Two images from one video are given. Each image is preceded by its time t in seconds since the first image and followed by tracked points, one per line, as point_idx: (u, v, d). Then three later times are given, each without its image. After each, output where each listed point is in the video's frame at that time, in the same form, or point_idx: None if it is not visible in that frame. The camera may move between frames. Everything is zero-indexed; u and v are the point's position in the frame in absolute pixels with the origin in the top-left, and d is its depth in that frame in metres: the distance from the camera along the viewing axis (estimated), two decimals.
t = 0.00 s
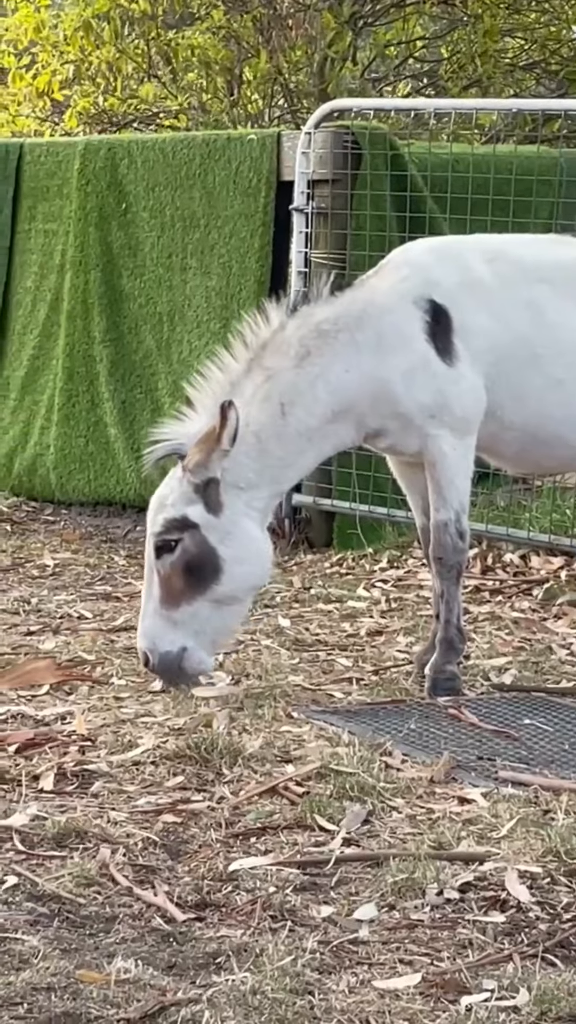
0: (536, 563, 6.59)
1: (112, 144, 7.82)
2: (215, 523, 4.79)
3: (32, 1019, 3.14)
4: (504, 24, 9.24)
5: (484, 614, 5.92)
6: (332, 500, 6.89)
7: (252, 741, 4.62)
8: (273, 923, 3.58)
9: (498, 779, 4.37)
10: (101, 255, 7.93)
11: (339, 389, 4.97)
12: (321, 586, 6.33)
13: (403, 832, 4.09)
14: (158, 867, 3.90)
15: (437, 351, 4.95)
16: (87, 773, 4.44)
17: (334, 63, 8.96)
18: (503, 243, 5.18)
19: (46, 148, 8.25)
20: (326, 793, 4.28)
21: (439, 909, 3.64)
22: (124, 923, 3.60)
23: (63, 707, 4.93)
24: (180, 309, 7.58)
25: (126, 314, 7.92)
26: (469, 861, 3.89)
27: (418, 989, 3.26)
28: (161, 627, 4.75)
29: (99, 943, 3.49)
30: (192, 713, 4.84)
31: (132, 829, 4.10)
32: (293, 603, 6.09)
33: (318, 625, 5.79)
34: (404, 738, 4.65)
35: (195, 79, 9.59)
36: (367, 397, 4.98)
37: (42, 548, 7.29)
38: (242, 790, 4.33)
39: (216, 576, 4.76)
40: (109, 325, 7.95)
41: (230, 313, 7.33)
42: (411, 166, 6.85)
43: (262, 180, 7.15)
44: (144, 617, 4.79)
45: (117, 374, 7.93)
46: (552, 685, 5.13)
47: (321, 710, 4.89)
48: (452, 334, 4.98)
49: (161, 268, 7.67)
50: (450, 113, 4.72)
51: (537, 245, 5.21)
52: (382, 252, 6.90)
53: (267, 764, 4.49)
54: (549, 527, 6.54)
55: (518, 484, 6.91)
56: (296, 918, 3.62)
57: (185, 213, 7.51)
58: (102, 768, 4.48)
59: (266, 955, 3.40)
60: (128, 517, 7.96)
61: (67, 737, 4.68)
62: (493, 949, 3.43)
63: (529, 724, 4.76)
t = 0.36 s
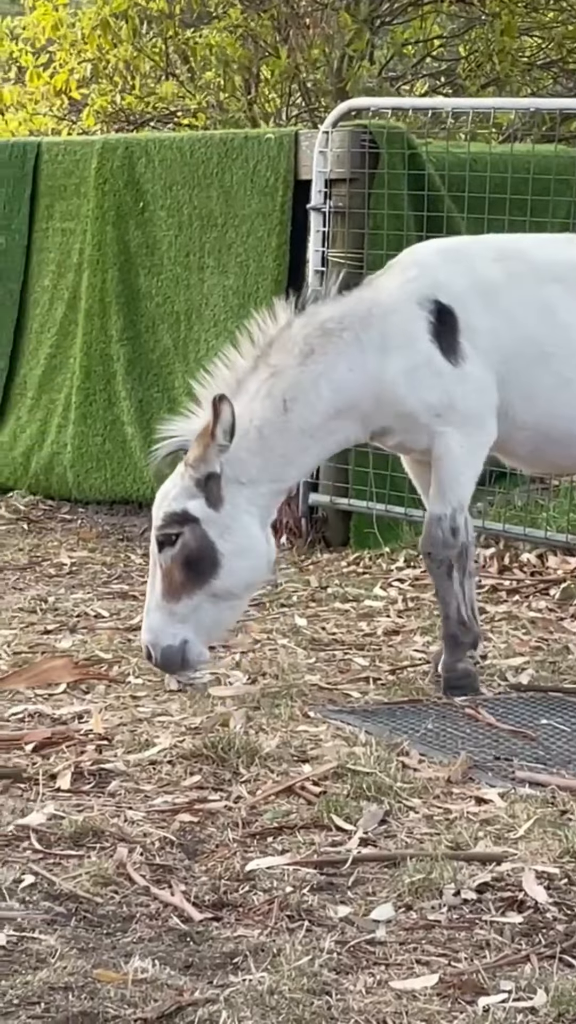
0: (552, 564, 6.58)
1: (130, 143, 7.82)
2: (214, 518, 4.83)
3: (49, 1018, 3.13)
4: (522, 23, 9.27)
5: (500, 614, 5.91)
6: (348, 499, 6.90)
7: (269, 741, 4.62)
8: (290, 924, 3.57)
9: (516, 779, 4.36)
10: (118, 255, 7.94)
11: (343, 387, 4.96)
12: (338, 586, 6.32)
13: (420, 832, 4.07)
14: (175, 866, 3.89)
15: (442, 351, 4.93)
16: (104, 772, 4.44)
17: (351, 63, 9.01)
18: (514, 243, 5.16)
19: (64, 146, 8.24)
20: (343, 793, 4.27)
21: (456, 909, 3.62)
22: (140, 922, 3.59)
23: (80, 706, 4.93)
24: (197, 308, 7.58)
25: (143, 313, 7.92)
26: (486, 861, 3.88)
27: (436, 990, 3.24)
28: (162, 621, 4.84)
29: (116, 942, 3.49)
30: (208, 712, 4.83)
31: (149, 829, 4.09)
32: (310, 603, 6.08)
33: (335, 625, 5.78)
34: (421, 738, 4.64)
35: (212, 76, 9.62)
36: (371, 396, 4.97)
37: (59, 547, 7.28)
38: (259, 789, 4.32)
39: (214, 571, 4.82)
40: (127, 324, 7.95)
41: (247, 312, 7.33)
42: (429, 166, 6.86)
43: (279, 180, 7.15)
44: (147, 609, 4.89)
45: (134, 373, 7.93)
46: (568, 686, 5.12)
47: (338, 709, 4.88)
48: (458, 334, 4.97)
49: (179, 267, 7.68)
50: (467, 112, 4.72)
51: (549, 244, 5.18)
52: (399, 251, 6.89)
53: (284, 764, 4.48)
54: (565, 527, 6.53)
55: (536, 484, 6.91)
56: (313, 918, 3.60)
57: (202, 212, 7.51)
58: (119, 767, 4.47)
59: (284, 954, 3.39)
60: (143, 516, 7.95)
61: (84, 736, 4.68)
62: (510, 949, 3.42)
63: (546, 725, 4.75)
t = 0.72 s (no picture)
0: (572, 562, 6.58)
1: (150, 141, 7.82)
2: (216, 511, 4.97)
3: (70, 1014, 3.13)
4: (543, 21, 9.28)
5: (521, 612, 5.91)
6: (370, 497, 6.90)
7: (289, 739, 4.62)
8: (311, 921, 3.57)
9: (537, 777, 4.35)
10: (139, 252, 7.94)
11: (342, 391, 5.09)
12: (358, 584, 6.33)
13: (440, 831, 4.07)
14: (195, 864, 3.89)
15: (438, 360, 5.00)
16: (124, 770, 4.44)
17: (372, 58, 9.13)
18: (527, 246, 5.15)
19: (85, 145, 8.30)
20: (363, 791, 4.27)
21: (477, 908, 3.62)
22: (161, 920, 3.59)
23: (101, 704, 4.93)
24: (218, 306, 7.58)
25: (163, 310, 7.92)
26: (506, 860, 3.87)
27: (456, 989, 3.24)
28: (167, 613, 4.96)
29: (137, 940, 3.49)
30: (229, 710, 4.83)
31: (169, 827, 4.10)
32: (331, 601, 6.08)
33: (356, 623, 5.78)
34: (442, 736, 4.64)
35: (233, 75, 9.65)
36: (368, 400, 5.07)
37: (80, 545, 7.30)
38: (280, 787, 4.32)
39: (216, 563, 4.95)
40: (147, 321, 7.95)
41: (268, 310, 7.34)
42: (450, 163, 6.89)
43: (300, 177, 7.18)
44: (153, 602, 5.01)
45: (155, 371, 7.93)
46: None
47: (359, 708, 4.88)
48: (457, 342, 5.02)
49: (199, 265, 7.68)
50: (489, 110, 4.72)
51: (563, 247, 5.15)
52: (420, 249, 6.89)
53: (304, 762, 4.47)
54: None
55: (557, 483, 6.91)
56: (334, 916, 3.60)
57: (223, 210, 7.51)
58: (139, 765, 4.47)
59: (304, 952, 3.39)
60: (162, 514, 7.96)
61: (105, 733, 4.68)
62: (531, 948, 3.42)
63: (567, 723, 4.74)
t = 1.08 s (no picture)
0: None
1: (172, 138, 7.86)
2: (215, 506, 5.13)
3: (91, 1009, 3.14)
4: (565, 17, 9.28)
5: (542, 609, 5.92)
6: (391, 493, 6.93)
7: (310, 735, 4.62)
8: (331, 917, 3.58)
9: (558, 774, 4.35)
10: (160, 249, 7.96)
11: (334, 381, 5.24)
12: (379, 580, 6.34)
13: (461, 827, 4.07)
14: (216, 859, 3.90)
15: (429, 346, 5.10)
16: (145, 766, 4.45)
17: (393, 57, 9.08)
18: (519, 238, 5.23)
19: (106, 142, 8.33)
20: (384, 787, 4.28)
21: (497, 904, 3.62)
22: (181, 916, 3.60)
23: (122, 700, 4.95)
24: (239, 302, 7.58)
25: (185, 307, 7.92)
26: (527, 856, 3.88)
27: (476, 985, 3.24)
28: (168, 606, 5.14)
29: (157, 935, 3.50)
30: (250, 707, 4.85)
31: (190, 823, 4.11)
32: (351, 598, 6.09)
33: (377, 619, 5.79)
34: (462, 733, 4.64)
35: (254, 72, 9.69)
36: (358, 391, 5.22)
37: (101, 540, 7.31)
38: (300, 783, 4.33)
39: (214, 557, 5.10)
40: (169, 317, 7.95)
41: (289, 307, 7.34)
42: (471, 160, 6.87)
43: (322, 173, 7.14)
44: (158, 593, 5.20)
45: (176, 368, 7.94)
46: None
47: (379, 704, 4.89)
48: (447, 329, 5.13)
49: (221, 262, 7.68)
50: (510, 106, 4.72)
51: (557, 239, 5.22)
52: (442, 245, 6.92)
53: (325, 758, 4.48)
54: None
55: None
56: (354, 912, 3.61)
57: (244, 207, 7.52)
58: (160, 760, 4.48)
59: (325, 947, 3.40)
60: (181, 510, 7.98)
61: (125, 729, 4.69)
62: (551, 945, 3.42)
63: None
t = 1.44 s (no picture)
0: None
1: (202, 134, 7.87)
2: (216, 497, 5.28)
3: (120, 1004, 3.15)
4: None
5: (571, 606, 5.90)
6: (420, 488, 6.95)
7: (339, 731, 4.62)
8: (360, 913, 3.58)
9: None
10: (190, 245, 7.99)
11: (331, 373, 5.37)
12: (408, 577, 6.34)
13: (490, 823, 4.07)
14: (245, 855, 3.90)
15: (425, 336, 5.12)
16: (174, 762, 4.45)
17: (423, 53, 9.19)
18: (519, 230, 5.25)
19: (136, 139, 8.38)
20: (413, 783, 4.27)
21: (527, 901, 3.62)
22: (210, 910, 3.60)
23: (151, 695, 4.96)
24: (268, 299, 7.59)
25: (215, 303, 7.94)
26: (557, 853, 3.87)
27: (506, 980, 3.24)
28: (179, 594, 5.30)
29: (186, 930, 3.50)
30: (279, 702, 4.85)
31: (219, 818, 4.11)
32: (380, 594, 6.08)
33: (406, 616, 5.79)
34: (492, 729, 4.64)
35: (284, 69, 9.74)
36: (355, 382, 5.33)
37: (131, 536, 7.32)
38: (329, 779, 4.33)
39: (216, 546, 5.24)
40: (198, 313, 7.98)
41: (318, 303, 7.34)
42: (501, 155, 6.86)
43: (351, 169, 7.12)
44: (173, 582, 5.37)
45: (205, 364, 7.96)
46: None
47: (409, 700, 4.89)
48: (443, 319, 5.14)
49: (250, 258, 7.68)
50: (541, 102, 4.71)
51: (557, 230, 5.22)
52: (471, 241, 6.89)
53: (354, 754, 4.48)
54: None
55: None
56: (383, 907, 3.61)
57: (274, 203, 7.51)
58: (189, 756, 4.48)
59: (353, 943, 3.40)
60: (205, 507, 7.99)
61: (155, 725, 4.69)
62: None
63: None
